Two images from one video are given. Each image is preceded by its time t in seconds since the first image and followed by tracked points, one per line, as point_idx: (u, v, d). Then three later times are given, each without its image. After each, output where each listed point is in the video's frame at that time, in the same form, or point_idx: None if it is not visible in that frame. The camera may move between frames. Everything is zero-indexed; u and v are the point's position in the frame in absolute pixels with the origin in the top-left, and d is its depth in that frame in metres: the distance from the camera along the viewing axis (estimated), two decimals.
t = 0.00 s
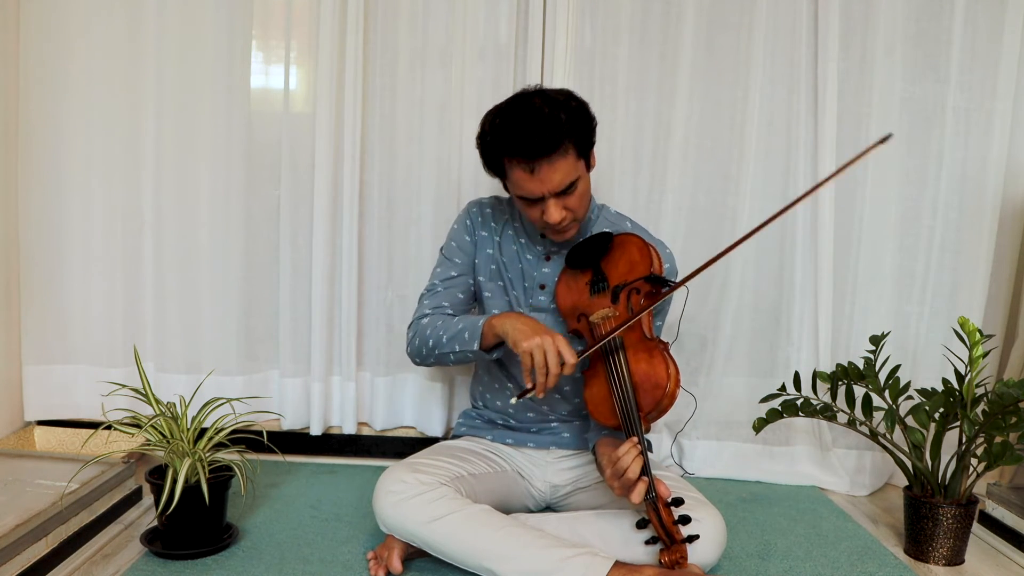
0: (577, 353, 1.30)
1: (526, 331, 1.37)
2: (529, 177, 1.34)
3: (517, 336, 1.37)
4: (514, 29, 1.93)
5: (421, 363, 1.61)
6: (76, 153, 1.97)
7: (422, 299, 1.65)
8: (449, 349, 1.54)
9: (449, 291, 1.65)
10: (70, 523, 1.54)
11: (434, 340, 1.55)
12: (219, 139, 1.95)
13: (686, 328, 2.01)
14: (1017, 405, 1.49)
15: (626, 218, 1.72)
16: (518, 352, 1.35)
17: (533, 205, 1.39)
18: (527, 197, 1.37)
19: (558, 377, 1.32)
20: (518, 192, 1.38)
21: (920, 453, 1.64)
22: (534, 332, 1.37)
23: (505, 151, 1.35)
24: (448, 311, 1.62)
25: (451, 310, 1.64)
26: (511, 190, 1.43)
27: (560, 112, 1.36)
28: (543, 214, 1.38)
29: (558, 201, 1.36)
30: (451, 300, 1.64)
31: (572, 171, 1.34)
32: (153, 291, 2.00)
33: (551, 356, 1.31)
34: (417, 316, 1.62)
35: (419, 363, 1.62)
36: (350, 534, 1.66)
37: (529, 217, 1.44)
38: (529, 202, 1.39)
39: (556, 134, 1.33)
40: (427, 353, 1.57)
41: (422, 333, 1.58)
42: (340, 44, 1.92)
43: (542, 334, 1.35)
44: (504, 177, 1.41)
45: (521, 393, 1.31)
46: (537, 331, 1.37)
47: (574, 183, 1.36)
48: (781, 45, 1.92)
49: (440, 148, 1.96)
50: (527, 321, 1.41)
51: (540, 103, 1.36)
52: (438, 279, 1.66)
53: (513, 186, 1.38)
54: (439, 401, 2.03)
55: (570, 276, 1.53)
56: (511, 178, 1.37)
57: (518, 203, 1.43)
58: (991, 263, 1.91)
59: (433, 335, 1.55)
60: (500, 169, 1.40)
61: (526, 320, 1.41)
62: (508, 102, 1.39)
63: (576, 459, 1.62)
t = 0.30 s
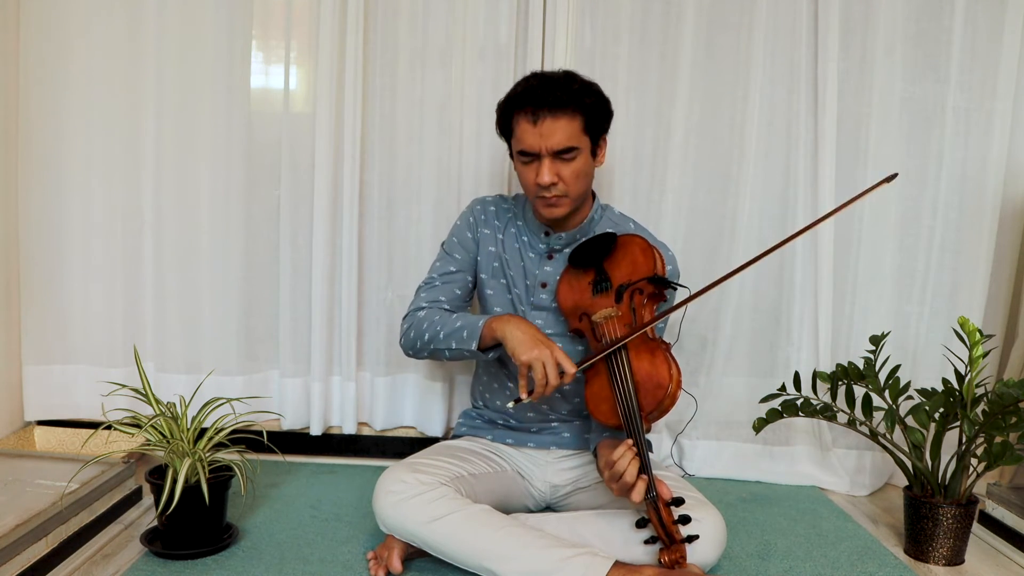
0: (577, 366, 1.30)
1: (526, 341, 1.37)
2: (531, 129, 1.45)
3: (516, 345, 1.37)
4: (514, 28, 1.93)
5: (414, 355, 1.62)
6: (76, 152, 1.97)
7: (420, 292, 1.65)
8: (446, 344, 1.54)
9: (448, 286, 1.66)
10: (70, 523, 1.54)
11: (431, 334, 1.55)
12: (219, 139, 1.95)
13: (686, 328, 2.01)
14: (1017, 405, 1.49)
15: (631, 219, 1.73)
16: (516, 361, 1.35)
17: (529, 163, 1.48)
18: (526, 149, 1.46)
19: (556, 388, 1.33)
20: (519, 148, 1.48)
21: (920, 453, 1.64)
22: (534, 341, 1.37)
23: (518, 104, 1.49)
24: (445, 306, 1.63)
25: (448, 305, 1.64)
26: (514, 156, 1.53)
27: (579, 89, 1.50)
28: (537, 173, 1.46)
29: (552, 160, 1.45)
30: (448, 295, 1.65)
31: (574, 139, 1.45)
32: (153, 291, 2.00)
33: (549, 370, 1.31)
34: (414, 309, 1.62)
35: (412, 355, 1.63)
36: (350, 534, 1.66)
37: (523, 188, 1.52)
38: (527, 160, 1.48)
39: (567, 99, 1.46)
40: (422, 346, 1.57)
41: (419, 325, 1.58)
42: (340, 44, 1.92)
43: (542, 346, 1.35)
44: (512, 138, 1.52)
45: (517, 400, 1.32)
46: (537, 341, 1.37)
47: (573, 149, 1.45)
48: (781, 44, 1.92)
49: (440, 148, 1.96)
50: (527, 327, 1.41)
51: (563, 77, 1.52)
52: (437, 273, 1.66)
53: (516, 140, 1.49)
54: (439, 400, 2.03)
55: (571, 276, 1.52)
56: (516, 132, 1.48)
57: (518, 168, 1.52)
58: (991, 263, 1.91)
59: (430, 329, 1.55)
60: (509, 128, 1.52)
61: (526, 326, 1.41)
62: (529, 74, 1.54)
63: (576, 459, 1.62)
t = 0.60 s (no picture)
0: (547, 382, 1.32)
1: (498, 357, 1.39)
2: (576, 96, 1.58)
3: (489, 361, 1.40)
4: (514, 29, 1.93)
5: (402, 352, 1.65)
6: (76, 152, 1.97)
7: (411, 291, 1.68)
8: (427, 349, 1.57)
9: (438, 288, 1.68)
10: (71, 523, 1.54)
11: (414, 337, 1.58)
12: (219, 139, 1.95)
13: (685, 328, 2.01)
14: (1017, 405, 1.49)
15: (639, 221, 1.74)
16: (489, 378, 1.38)
17: (565, 127, 1.57)
18: (563, 116, 1.57)
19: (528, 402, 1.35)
20: (555, 114, 1.58)
21: (920, 453, 1.63)
22: (506, 357, 1.39)
23: (560, 79, 1.62)
24: (433, 308, 1.65)
25: (436, 307, 1.66)
26: (543, 131, 1.62)
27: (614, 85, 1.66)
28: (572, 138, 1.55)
29: (590, 127, 1.55)
30: (437, 296, 1.67)
31: (611, 117, 1.59)
32: (153, 291, 2.00)
33: (519, 386, 1.34)
34: (403, 308, 1.64)
35: (401, 350, 1.66)
36: (350, 535, 1.66)
37: (549, 161, 1.59)
38: (561, 127, 1.57)
39: (607, 83, 1.61)
40: (407, 345, 1.60)
41: (404, 326, 1.61)
42: (340, 44, 1.92)
43: (514, 363, 1.37)
44: (546, 111, 1.62)
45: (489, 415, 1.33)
46: (509, 357, 1.39)
47: (607, 124, 1.57)
48: (781, 44, 1.92)
49: (440, 148, 1.96)
50: (501, 343, 1.43)
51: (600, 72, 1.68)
52: (429, 274, 1.69)
53: (554, 108, 1.60)
54: (439, 400, 2.03)
55: (578, 275, 1.52)
56: (556, 100, 1.59)
57: (547, 137, 1.60)
58: (990, 263, 1.91)
59: (414, 332, 1.58)
60: (544, 102, 1.63)
61: (500, 341, 1.43)
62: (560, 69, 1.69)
63: (576, 459, 1.62)
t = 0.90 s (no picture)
0: (558, 371, 1.29)
1: (509, 348, 1.38)
2: (588, 87, 1.64)
3: (501, 352, 1.38)
4: (514, 29, 1.93)
5: (411, 351, 1.64)
6: (76, 152, 1.97)
7: (418, 291, 1.67)
8: (436, 346, 1.55)
9: (445, 287, 1.67)
10: (71, 523, 1.54)
11: (423, 335, 1.57)
12: (219, 139, 1.95)
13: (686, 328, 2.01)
14: (1017, 405, 1.49)
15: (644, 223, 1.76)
16: (500, 369, 1.36)
17: (575, 114, 1.61)
18: (574, 103, 1.62)
19: (541, 392, 1.32)
20: (566, 103, 1.63)
21: (920, 453, 1.64)
22: (517, 349, 1.37)
23: (573, 75, 1.68)
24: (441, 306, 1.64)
25: (443, 305, 1.65)
26: (553, 121, 1.66)
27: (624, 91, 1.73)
28: (580, 123, 1.59)
29: (599, 114, 1.60)
30: (444, 295, 1.66)
31: (620, 111, 1.64)
32: (153, 291, 2.00)
33: (532, 375, 1.31)
34: (411, 307, 1.64)
35: (409, 349, 1.65)
36: (350, 535, 1.66)
37: (557, 148, 1.62)
38: (571, 113, 1.61)
39: (617, 83, 1.67)
40: (416, 344, 1.59)
41: (413, 324, 1.60)
42: (340, 44, 1.92)
43: (526, 353, 1.35)
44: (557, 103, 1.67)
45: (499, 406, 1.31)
46: (521, 348, 1.37)
47: (615, 114, 1.62)
48: (781, 45, 1.92)
49: (440, 148, 1.96)
50: (512, 335, 1.41)
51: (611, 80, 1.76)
52: (437, 274, 1.68)
53: (565, 99, 1.65)
54: (439, 400, 2.03)
55: (581, 275, 1.52)
56: (568, 92, 1.65)
57: (557, 126, 1.64)
58: (990, 263, 1.91)
59: (423, 329, 1.57)
60: (556, 96, 1.68)
61: (512, 334, 1.42)
62: (571, 72, 1.76)
63: (576, 459, 1.62)
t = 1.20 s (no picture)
0: (525, 388, 1.35)
1: (482, 358, 1.42)
2: (604, 87, 1.66)
3: (473, 362, 1.43)
4: (514, 29, 1.93)
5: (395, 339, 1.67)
6: (76, 152, 1.97)
7: (410, 282, 1.69)
8: (416, 342, 1.58)
9: (437, 281, 1.69)
10: (71, 523, 1.54)
11: (406, 327, 1.59)
12: (219, 139, 1.95)
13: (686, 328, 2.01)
14: (1017, 406, 1.49)
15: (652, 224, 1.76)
16: (470, 378, 1.41)
17: (589, 109, 1.63)
18: (589, 100, 1.64)
19: (507, 407, 1.38)
20: (581, 100, 1.65)
21: (920, 453, 1.64)
22: (490, 359, 1.42)
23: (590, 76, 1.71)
24: (429, 300, 1.66)
25: (432, 300, 1.67)
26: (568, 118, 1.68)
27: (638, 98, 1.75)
28: (594, 118, 1.61)
29: (613, 111, 1.62)
30: (435, 289, 1.67)
31: (634, 112, 1.65)
32: (154, 291, 2.00)
33: (500, 388, 1.36)
34: (400, 297, 1.66)
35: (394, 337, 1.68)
36: (350, 534, 1.66)
37: (568, 141, 1.63)
38: (586, 109, 1.63)
39: (632, 87, 1.70)
40: (399, 333, 1.62)
41: (400, 314, 1.62)
42: (340, 44, 1.92)
43: (495, 364, 1.40)
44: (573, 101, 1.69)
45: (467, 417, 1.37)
46: (492, 359, 1.42)
47: (629, 114, 1.64)
48: (781, 44, 1.92)
49: (440, 148, 1.96)
50: (486, 345, 1.46)
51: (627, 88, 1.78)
52: (431, 267, 1.71)
53: (581, 96, 1.67)
54: (439, 400, 2.02)
55: (588, 273, 1.52)
56: (584, 91, 1.67)
57: (570, 121, 1.65)
58: (990, 263, 1.91)
59: (407, 322, 1.59)
60: (572, 94, 1.71)
61: (486, 345, 1.46)
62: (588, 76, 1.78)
63: (577, 460, 1.62)
